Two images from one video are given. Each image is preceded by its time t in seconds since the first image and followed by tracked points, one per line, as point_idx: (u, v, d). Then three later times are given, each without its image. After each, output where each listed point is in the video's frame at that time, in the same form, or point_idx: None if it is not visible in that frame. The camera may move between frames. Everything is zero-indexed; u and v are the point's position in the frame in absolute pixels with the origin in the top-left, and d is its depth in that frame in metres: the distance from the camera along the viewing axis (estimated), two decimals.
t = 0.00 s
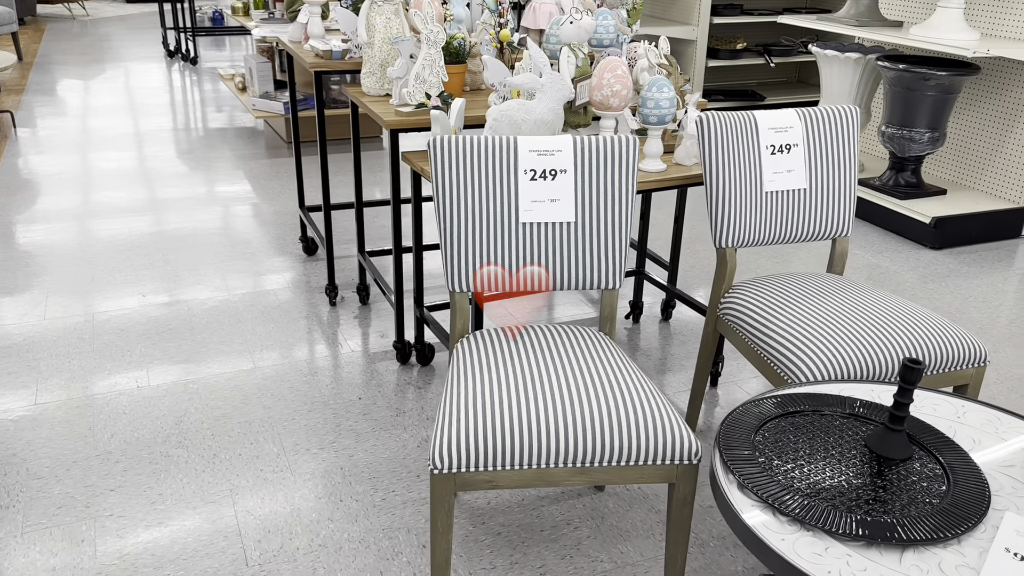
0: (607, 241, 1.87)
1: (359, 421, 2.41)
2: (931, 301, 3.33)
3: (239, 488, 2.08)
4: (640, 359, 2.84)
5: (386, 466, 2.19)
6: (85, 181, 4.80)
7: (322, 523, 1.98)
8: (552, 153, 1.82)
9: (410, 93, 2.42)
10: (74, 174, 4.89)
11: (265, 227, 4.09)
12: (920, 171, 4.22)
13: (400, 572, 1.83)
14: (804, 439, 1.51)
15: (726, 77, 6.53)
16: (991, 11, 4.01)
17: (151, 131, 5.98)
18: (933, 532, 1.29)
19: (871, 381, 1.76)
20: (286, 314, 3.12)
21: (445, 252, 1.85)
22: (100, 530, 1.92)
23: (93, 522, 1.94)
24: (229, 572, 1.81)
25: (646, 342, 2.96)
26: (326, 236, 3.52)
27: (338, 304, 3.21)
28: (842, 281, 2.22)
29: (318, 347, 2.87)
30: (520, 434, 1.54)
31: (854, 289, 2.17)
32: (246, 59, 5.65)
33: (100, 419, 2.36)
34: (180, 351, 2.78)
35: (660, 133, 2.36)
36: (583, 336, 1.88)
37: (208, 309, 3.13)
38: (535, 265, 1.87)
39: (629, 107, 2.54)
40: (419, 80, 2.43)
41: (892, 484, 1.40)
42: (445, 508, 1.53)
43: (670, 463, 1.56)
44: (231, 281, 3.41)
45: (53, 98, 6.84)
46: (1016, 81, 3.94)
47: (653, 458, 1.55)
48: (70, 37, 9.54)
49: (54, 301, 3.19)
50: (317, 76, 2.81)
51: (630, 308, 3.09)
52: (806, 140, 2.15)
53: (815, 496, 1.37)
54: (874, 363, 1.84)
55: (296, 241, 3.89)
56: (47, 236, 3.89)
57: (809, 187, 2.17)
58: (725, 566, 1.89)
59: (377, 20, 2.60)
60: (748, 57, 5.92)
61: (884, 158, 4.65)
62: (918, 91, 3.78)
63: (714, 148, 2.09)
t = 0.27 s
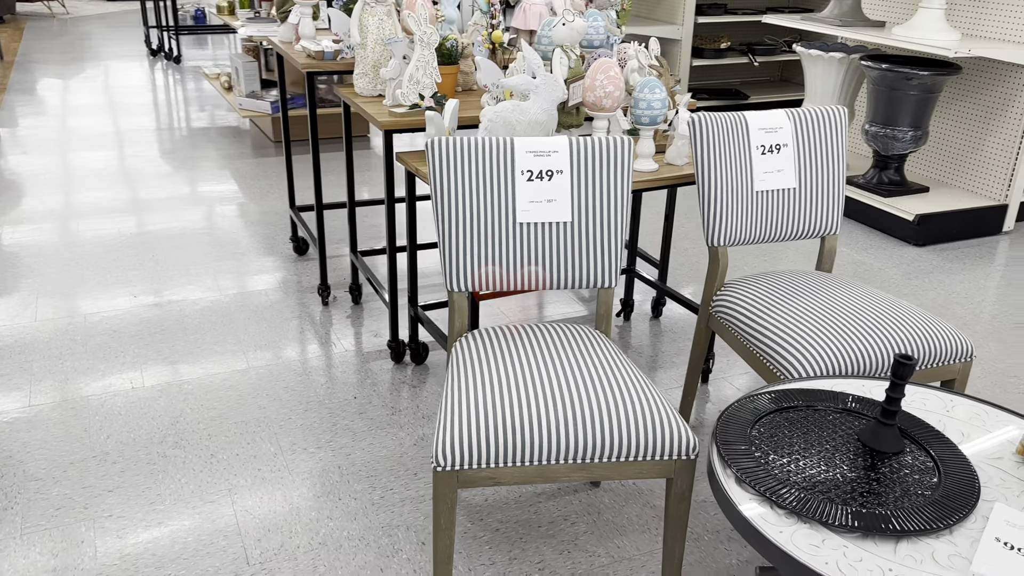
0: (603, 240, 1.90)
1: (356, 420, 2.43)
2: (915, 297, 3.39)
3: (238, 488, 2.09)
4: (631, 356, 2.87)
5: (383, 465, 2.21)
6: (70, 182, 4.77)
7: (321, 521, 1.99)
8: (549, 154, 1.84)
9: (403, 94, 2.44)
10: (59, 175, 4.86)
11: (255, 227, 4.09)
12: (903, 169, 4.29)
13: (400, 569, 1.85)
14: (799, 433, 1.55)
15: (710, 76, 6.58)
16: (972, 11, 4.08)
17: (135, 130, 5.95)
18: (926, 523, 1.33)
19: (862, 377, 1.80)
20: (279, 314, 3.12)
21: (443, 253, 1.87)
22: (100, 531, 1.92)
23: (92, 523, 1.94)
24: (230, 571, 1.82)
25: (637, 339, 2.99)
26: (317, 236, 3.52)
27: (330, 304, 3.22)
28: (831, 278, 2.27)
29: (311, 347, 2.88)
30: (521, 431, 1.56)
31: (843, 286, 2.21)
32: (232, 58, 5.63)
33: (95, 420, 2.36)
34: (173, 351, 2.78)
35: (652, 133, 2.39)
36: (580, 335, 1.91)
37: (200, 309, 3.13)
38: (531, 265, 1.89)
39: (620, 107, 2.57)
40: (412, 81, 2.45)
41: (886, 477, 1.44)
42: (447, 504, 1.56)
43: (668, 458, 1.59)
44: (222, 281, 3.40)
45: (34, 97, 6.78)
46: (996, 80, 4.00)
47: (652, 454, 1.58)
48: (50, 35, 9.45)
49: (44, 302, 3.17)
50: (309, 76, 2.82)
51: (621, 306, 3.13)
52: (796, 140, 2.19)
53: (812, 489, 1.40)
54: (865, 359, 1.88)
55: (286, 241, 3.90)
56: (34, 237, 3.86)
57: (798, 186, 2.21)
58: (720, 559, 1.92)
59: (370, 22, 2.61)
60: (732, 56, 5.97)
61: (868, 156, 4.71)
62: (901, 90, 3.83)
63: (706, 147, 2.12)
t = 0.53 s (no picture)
0: (603, 235, 1.93)
1: (356, 416, 2.45)
2: (903, 291, 3.44)
3: (241, 483, 2.11)
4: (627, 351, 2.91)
5: (385, 460, 2.23)
6: (60, 181, 4.75)
7: (325, 515, 2.01)
8: (550, 152, 1.87)
9: (402, 93, 2.46)
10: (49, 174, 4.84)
11: (248, 226, 4.09)
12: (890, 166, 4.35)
13: (405, 561, 1.87)
14: (798, 423, 1.59)
15: (697, 74, 6.63)
16: (958, 9, 4.14)
17: (125, 130, 5.92)
18: (923, 509, 1.37)
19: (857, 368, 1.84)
20: (275, 312, 3.13)
21: (446, 249, 1.89)
22: (105, 527, 1.93)
23: (98, 520, 1.96)
24: (237, 566, 1.84)
25: (632, 334, 3.02)
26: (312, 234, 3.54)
27: (326, 301, 3.23)
28: (825, 272, 2.31)
29: (309, 344, 2.89)
30: (526, 423, 1.59)
31: (836, 280, 2.25)
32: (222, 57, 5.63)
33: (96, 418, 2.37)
34: (172, 349, 2.79)
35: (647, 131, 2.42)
36: (581, 329, 1.94)
37: (196, 308, 3.14)
38: (532, 261, 1.92)
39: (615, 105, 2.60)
40: (410, 80, 2.47)
41: (883, 464, 1.48)
42: (455, 495, 1.58)
43: (671, 448, 1.62)
44: (217, 280, 3.41)
45: (20, 97, 6.74)
46: (981, 77, 4.07)
47: (654, 444, 1.61)
48: (34, 34, 9.38)
49: (39, 301, 3.17)
50: (305, 75, 2.83)
51: (616, 302, 3.16)
52: (789, 136, 2.22)
53: (812, 477, 1.44)
54: (859, 351, 1.92)
55: (280, 239, 3.90)
56: (26, 236, 3.85)
57: (792, 182, 2.25)
58: (719, 549, 1.96)
59: (367, 21, 2.63)
60: (720, 55, 6.02)
61: (855, 153, 4.77)
62: (888, 87, 3.88)
63: (702, 144, 2.16)
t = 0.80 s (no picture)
0: (598, 229, 1.96)
1: (352, 410, 2.46)
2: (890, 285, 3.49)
3: (239, 477, 2.12)
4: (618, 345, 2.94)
5: (382, 453, 2.25)
6: (48, 180, 4.73)
7: (324, 508, 2.03)
8: (545, 146, 1.90)
9: (395, 89, 2.47)
10: (36, 174, 4.81)
11: (238, 224, 4.09)
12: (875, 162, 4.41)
13: (404, 552, 1.89)
14: (791, 411, 1.62)
15: (684, 72, 6.68)
16: (941, 8, 4.20)
17: (111, 128, 5.90)
18: (915, 493, 1.40)
19: (848, 358, 1.87)
20: (269, 308, 3.14)
21: (443, 243, 1.91)
22: (105, 521, 1.94)
23: (97, 514, 1.96)
24: (238, 558, 1.85)
25: (623, 329, 3.06)
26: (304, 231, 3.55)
27: (319, 298, 3.24)
28: (815, 266, 2.35)
29: (302, 339, 2.91)
30: (526, 413, 1.62)
31: (826, 273, 2.29)
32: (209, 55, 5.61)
33: (91, 413, 2.37)
34: (166, 346, 2.80)
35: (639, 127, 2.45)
36: (577, 322, 1.96)
37: (189, 304, 3.14)
38: (528, 255, 1.95)
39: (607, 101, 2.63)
40: (404, 76, 2.48)
41: (876, 450, 1.51)
42: (456, 484, 1.61)
43: (667, 437, 1.65)
44: (209, 277, 3.41)
45: (5, 96, 6.69)
46: (963, 75, 4.14)
47: (652, 433, 1.64)
48: (18, 33, 9.31)
49: (30, 298, 3.16)
50: (297, 72, 2.84)
51: (608, 297, 3.19)
52: (779, 132, 2.26)
53: (806, 463, 1.47)
54: (849, 342, 1.96)
55: (271, 237, 3.91)
56: (15, 235, 3.84)
57: (781, 176, 2.28)
58: (713, 536, 1.99)
59: (360, 18, 2.65)
60: (706, 53, 6.07)
61: (841, 150, 4.83)
62: (873, 84, 3.93)
63: (694, 140, 2.19)
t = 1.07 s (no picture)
0: (590, 222, 1.99)
1: (345, 405, 2.48)
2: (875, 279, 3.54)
3: (234, 471, 2.13)
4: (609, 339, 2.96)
5: (376, 446, 2.26)
6: (35, 180, 4.71)
7: (319, 500, 2.04)
8: (537, 141, 1.92)
9: (387, 85, 2.49)
10: (22, 173, 4.79)
11: (228, 222, 4.09)
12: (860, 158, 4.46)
13: (400, 542, 1.91)
14: (781, 399, 1.65)
15: (670, 70, 6.72)
16: (924, 5, 4.26)
17: (97, 127, 5.87)
18: (903, 477, 1.43)
19: (836, 348, 1.91)
20: (260, 305, 3.15)
21: (437, 237, 1.93)
22: (100, 515, 1.95)
23: (92, 508, 1.97)
24: (234, 550, 1.87)
25: (613, 323, 3.09)
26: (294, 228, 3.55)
27: (311, 295, 3.25)
28: (802, 258, 2.38)
29: (294, 336, 2.92)
30: (521, 403, 1.64)
31: (813, 265, 2.33)
32: (196, 54, 5.60)
33: (84, 410, 2.37)
34: (158, 343, 2.80)
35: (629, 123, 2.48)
36: (570, 314, 1.99)
37: (179, 301, 3.14)
38: (522, 248, 1.97)
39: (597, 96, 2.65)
40: (395, 72, 2.50)
41: (864, 436, 1.54)
42: (452, 474, 1.63)
43: (660, 425, 1.68)
44: (199, 275, 3.42)
45: None
46: (945, 72, 4.20)
47: (645, 422, 1.67)
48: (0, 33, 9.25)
49: (19, 296, 3.15)
50: (288, 69, 2.85)
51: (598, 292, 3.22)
52: (767, 126, 2.30)
53: (796, 449, 1.50)
54: (837, 332, 2.00)
55: (260, 234, 3.91)
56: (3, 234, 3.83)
57: (770, 170, 2.32)
58: (705, 525, 2.02)
59: (351, 14, 2.66)
60: (692, 51, 6.11)
61: (826, 147, 4.89)
62: (858, 81, 3.98)
63: (683, 134, 2.22)
